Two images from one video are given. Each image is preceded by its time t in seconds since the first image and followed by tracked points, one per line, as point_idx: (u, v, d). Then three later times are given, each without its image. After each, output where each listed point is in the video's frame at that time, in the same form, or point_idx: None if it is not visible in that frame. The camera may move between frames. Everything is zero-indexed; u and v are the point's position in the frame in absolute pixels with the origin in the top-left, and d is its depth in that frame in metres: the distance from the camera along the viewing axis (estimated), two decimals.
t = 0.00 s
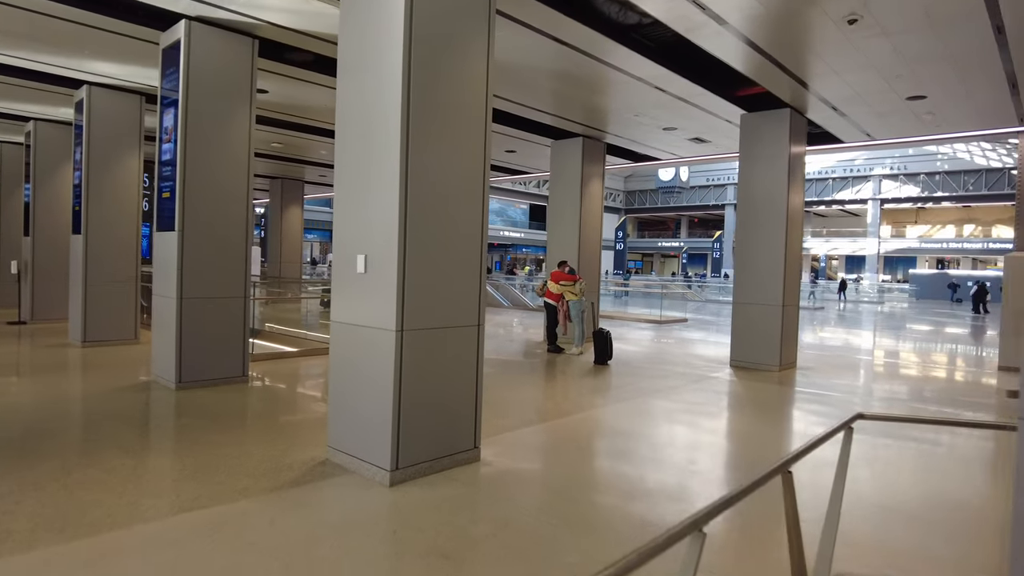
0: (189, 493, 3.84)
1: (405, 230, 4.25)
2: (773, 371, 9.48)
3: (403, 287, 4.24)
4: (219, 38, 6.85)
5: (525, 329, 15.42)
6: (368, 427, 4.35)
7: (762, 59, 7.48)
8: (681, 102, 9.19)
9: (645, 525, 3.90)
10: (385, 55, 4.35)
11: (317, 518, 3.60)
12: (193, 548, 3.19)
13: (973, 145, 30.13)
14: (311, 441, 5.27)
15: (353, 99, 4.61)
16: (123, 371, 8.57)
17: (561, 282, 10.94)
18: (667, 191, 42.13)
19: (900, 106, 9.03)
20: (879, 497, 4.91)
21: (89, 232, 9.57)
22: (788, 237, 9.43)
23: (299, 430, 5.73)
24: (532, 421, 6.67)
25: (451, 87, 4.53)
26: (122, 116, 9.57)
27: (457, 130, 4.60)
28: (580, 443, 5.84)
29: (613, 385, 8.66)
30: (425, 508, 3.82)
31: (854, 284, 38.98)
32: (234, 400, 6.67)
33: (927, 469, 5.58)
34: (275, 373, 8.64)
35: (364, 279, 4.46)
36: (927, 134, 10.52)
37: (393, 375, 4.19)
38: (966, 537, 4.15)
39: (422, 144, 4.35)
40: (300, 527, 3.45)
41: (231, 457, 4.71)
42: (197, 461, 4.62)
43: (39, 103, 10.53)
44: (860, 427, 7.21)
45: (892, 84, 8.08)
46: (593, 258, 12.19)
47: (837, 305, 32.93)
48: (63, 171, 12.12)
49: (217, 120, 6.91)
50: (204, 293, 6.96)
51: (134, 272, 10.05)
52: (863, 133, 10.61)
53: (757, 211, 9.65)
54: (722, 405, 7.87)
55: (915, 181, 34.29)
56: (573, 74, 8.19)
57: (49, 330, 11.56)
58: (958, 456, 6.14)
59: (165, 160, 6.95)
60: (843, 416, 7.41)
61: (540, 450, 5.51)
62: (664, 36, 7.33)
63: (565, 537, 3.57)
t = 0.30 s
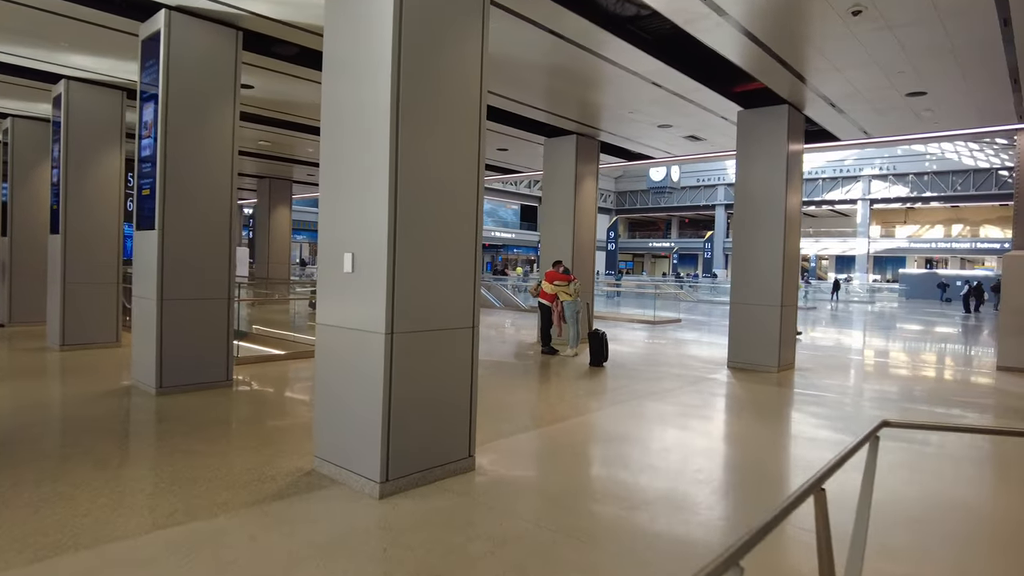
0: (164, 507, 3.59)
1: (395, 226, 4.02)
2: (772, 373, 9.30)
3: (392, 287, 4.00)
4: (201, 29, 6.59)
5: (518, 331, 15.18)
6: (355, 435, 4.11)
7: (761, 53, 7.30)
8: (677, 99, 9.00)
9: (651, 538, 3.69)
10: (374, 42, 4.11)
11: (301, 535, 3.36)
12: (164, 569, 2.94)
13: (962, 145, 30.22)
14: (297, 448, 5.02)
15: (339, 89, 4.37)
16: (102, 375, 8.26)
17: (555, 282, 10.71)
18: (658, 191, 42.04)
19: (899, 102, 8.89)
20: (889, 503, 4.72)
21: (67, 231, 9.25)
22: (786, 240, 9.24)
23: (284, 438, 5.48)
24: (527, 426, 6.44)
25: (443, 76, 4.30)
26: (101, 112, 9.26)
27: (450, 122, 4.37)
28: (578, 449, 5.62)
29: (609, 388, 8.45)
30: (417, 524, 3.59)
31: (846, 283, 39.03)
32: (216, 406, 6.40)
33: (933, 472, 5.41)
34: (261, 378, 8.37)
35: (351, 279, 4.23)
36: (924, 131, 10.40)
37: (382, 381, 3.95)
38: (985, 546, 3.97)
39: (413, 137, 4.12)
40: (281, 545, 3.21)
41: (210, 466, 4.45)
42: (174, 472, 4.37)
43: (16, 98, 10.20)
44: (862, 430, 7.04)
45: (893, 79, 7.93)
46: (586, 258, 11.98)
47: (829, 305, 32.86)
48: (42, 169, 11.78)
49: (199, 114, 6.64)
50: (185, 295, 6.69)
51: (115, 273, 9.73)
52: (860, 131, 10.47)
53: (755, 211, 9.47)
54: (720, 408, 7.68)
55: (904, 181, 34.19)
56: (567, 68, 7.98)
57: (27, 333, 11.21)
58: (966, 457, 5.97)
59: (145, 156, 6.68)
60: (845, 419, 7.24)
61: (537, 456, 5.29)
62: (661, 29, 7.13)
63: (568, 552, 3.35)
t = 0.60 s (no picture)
0: (135, 526, 3.33)
1: (384, 222, 3.77)
2: (772, 374, 9.12)
3: (381, 287, 3.76)
4: (181, 18, 6.32)
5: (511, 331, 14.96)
6: (342, 444, 3.86)
7: (763, 46, 7.10)
8: (675, 94, 8.80)
9: (660, 552, 3.46)
10: (361, 28, 3.86)
11: (283, 554, 3.12)
12: None
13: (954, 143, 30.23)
14: (282, 458, 4.76)
15: (324, 77, 4.12)
16: (81, 379, 7.96)
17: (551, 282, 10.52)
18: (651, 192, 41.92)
19: (901, 98, 8.71)
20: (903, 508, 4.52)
21: (45, 230, 8.95)
22: (787, 241, 9.06)
23: (269, 445, 5.22)
24: (523, 431, 6.21)
25: (435, 64, 4.06)
26: (81, 107, 8.96)
27: (442, 113, 4.13)
28: (577, 456, 5.40)
29: (606, 391, 8.22)
30: (408, 541, 3.34)
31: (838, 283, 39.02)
32: (199, 412, 6.15)
33: (949, 475, 5.19)
34: (247, 381, 8.10)
35: (337, 278, 3.98)
36: (925, 128, 10.23)
37: (371, 387, 3.71)
38: (1010, 555, 3.76)
39: (403, 128, 3.88)
40: (260, 568, 2.96)
41: (188, 477, 4.20)
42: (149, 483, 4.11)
43: None
44: (868, 431, 6.85)
45: (895, 73, 7.75)
46: (582, 256, 11.76)
47: (823, 305, 32.78)
48: (21, 168, 11.45)
49: (179, 108, 6.37)
50: (166, 296, 6.41)
51: (97, 273, 9.42)
52: (860, 127, 10.29)
53: (755, 210, 9.27)
54: (722, 410, 7.47)
55: (895, 181, 34.11)
56: (562, 62, 7.76)
57: (6, 336, 10.87)
58: (978, 459, 5.78)
59: (124, 151, 6.40)
60: (850, 422, 7.06)
61: (534, 464, 5.05)
62: (659, 21, 6.92)
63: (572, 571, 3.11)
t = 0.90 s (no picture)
0: (109, 545, 3.10)
1: (376, 218, 3.55)
2: (775, 375, 8.95)
3: (373, 287, 3.53)
4: (165, 8, 6.07)
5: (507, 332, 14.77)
6: (332, 452, 3.64)
7: (767, 38, 6.91)
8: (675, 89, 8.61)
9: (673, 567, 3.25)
10: (352, 12, 3.63)
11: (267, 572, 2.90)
12: None
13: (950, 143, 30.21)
14: (271, 466, 4.53)
15: (313, 64, 3.88)
16: (64, 382, 7.71)
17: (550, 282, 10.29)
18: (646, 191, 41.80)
19: (905, 93, 8.54)
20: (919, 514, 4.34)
21: (27, 229, 8.69)
22: (789, 241, 8.89)
23: (258, 452, 4.99)
24: (522, 436, 6.00)
25: (430, 51, 3.83)
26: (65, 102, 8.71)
27: (438, 103, 3.91)
28: (578, 462, 5.20)
29: (606, 393, 8.03)
30: (402, 558, 3.13)
31: (834, 282, 38.96)
32: (185, 417, 5.91)
33: (963, 477, 5.02)
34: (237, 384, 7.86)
35: (326, 277, 3.76)
36: (928, 124, 10.07)
37: (362, 393, 3.48)
38: None
39: (397, 118, 3.65)
40: None
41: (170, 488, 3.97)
42: (128, 494, 3.88)
43: None
44: (876, 433, 6.68)
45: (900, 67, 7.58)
46: (579, 256, 11.57)
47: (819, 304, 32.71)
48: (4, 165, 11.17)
49: (163, 101, 6.12)
50: (150, 296, 6.17)
51: (82, 273, 9.17)
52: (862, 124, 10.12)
53: (756, 210, 9.10)
54: (725, 412, 7.29)
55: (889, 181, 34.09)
56: (560, 56, 7.56)
57: None
58: (991, 462, 5.60)
59: (106, 146, 6.16)
60: (856, 424, 6.88)
61: (535, 471, 4.85)
62: (660, 12, 6.71)
63: None
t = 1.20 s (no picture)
0: (79, 565, 2.86)
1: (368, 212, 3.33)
2: (777, 377, 8.78)
3: (364, 285, 3.31)
4: None
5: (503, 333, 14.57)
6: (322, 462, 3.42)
7: (771, 30, 6.72)
8: (676, 85, 8.42)
9: None
10: None
11: None
12: None
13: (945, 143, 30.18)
14: (258, 476, 4.30)
15: (302, 49, 3.65)
16: (45, 386, 7.44)
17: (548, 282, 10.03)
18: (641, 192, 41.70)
19: (909, 89, 8.38)
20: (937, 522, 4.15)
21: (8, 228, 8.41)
22: (791, 241, 8.71)
23: (245, 460, 4.76)
24: (522, 442, 5.78)
25: (426, 36, 3.61)
26: (47, 97, 8.44)
27: (434, 92, 3.69)
28: (581, 468, 4.99)
29: (606, 396, 7.83)
30: None
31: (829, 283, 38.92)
32: (171, 422, 5.67)
33: (979, 482, 4.84)
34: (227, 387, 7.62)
35: (315, 276, 3.53)
36: (930, 122, 9.93)
37: (354, 399, 3.26)
38: None
39: (391, 107, 3.43)
40: None
41: (149, 500, 3.73)
42: (103, 507, 3.63)
43: None
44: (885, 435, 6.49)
45: (906, 62, 7.41)
46: (577, 255, 11.37)
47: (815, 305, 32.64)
48: None
49: (146, 93, 5.87)
50: (134, 296, 5.93)
51: (65, 273, 8.89)
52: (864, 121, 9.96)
53: (757, 208, 8.93)
54: (727, 415, 7.09)
55: (883, 181, 34.03)
56: (559, 49, 7.35)
57: None
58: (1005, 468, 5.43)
59: (87, 139, 5.90)
60: (864, 427, 6.70)
61: (536, 479, 4.64)
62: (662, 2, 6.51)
63: None
